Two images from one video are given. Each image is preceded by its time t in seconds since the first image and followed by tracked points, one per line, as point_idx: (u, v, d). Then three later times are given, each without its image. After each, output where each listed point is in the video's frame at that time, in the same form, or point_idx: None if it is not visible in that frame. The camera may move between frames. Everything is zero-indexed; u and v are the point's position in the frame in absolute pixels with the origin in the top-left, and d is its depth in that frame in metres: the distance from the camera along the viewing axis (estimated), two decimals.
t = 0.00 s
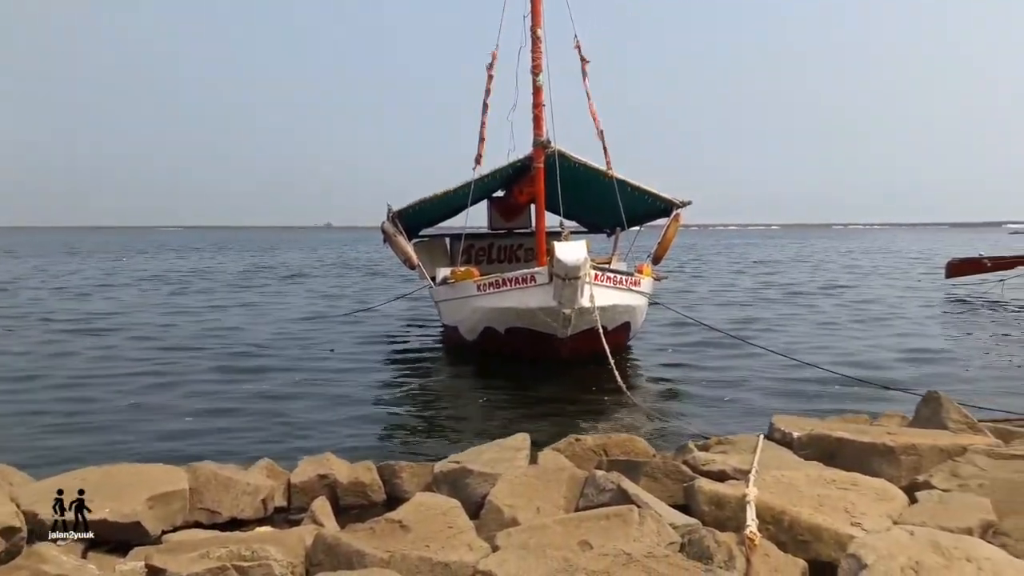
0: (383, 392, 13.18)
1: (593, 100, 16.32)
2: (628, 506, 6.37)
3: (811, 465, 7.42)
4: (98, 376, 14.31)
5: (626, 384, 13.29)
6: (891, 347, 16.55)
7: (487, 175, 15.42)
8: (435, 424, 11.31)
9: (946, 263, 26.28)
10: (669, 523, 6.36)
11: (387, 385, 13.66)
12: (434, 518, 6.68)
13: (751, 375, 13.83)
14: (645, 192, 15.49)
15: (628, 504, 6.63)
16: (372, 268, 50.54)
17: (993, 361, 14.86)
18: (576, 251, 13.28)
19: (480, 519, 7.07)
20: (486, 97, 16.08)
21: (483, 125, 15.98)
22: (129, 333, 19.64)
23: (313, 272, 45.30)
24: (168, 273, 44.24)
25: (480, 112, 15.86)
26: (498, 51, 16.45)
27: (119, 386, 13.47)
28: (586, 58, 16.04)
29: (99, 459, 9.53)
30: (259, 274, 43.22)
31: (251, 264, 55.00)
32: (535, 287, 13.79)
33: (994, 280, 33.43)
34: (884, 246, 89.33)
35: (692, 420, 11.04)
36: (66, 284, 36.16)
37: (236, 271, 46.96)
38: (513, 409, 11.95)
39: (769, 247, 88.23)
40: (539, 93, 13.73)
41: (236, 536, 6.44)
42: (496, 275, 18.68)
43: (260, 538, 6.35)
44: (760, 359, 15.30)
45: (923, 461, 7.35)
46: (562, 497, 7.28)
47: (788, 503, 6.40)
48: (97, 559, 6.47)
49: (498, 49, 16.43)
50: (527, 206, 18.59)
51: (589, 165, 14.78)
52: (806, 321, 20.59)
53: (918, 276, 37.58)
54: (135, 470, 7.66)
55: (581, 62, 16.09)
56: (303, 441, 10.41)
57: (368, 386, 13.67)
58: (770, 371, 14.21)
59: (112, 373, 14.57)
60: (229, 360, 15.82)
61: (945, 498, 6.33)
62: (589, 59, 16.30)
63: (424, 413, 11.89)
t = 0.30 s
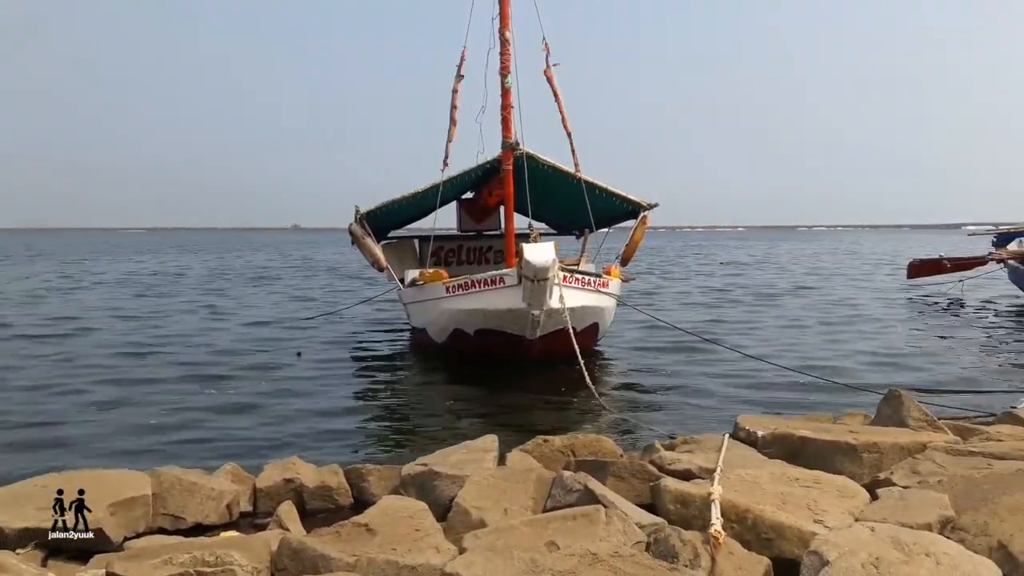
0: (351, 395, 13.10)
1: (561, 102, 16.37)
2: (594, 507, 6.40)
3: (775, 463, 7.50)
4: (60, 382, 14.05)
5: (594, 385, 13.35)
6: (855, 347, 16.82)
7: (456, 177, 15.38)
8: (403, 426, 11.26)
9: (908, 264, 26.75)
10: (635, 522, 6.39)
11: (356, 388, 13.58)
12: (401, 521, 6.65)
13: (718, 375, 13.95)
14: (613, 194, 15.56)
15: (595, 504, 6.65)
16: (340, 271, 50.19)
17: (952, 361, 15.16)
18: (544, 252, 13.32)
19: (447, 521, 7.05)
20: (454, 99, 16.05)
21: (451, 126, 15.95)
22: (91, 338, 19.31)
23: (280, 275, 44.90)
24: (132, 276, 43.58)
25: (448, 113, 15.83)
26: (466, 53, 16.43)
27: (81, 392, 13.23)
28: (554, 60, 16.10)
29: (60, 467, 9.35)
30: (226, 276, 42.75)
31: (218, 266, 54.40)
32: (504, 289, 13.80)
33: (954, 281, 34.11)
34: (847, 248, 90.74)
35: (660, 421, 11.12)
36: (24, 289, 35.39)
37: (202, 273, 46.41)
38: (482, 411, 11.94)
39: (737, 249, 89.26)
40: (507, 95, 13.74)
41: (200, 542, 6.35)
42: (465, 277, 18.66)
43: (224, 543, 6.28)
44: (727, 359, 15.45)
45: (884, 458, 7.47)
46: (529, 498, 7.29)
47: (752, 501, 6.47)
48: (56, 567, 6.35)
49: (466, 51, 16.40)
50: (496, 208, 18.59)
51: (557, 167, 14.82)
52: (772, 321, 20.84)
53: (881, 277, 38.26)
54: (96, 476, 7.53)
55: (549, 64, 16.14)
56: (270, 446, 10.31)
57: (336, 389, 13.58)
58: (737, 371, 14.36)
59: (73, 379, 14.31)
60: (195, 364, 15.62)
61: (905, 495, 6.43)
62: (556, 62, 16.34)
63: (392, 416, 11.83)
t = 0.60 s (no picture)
0: (331, 395, 13.05)
1: (540, 100, 16.39)
2: (573, 504, 6.41)
3: (752, 459, 7.55)
4: (34, 385, 13.89)
5: (574, 384, 13.39)
6: (832, 345, 16.99)
7: (435, 175, 15.35)
8: (382, 426, 11.23)
9: (884, 262, 27.02)
10: (613, 519, 6.42)
11: (334, 389, 13.53)
12: (380, 521, 6.63)
13: (696, 373, 14.03)
14: (592, 193, 15.61)
15: (573, 501, 6.67)
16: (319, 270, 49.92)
17: (927, 357, 15.34)
18: (524, 251, 13.34)
19: (427, 520, 7.04)
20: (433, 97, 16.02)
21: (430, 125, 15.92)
22: (66, 339, 19.09)
23: (258, 274, 44.59)
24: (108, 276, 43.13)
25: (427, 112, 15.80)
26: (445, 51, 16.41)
27: (55, 395, 13.09)
28: (533, 58, 16.13)
29: (34, 470, 9.24)
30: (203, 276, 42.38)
31: (195, 266, 53.92)
32: (483, 288, 13.81)
33: (929, 278, 34.52)
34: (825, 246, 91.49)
35: (639, 419, 11.16)
36: None
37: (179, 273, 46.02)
38: (462, 410, 11.93)
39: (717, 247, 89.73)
40: (486, 94, 13.73)
41: (177, 543, 6.31)
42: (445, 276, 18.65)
43: (201, 544, 6.23)
44: (706, 357, 15.55)
45: (859, 453, 7.54)
46: (508, 496, 7.30)
47: (730, 497, 6.51)
48: (30, 570, 6.27)
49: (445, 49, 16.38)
50: (476, 206, 18.59)
51: (537, 166, 14.84)
52: (750, 319, 20.99)
53: (857, 275, 38.65)
54: (70, 478, 7.46)
55: (528, 62, 16.15)
56: (248, 447, 10.25)
57: (314, 389, 13.52)
58: (715, 369, 14.44)
59: (48, 382, 14.15)
60: (172, 365, 15.50)
61: (879, 490, 6.50)
62: (535, 60, 16.36)
63: (371, 416, 11.79)
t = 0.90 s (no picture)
0: (295, 393, 12.96)
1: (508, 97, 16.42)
2: (537, 499, 6.44)
3: (713, 454, 7.66)
4: None
5: (540, 380, 13.43)
6: (793, 342, 17.26)
7: (401, 171, 15.29)
8: (347, 424, 11.18)
9: (844, 260, 27.50)
10: (577, 514, 6.46)
11: (299, 387, 13.43)
12: (342, 519, 6.60)
13: (661, 370, 14.16)
14: (559, 190, 15.67)
15: (537, 497, 6.71)
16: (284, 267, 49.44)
17: (885, 354, 15.65)
18: (490, 248, 13.36)
19: (391, 517, 7.03)
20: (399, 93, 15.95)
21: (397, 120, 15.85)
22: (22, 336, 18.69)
23: (221, 270, 44.03)
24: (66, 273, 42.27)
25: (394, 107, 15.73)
26: (411, 47, 16.34)
27: (11, 393, 12.82)
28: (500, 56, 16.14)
29: None
30: (164, 272, 41.71)
31: (156, 262, 53.03)
32: (450, 285, 13.81)
33: (887, 276, 35.21)
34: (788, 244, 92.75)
35: (603, 415, 11.24)
36: None
37: (140, 269, 45.29)
38: (428, 407, 11.92)
39: (682, 245, 90.55)
40: (453, 90, 13.70)
41: (136, 542, 6.22)
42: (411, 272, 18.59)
43: (160, 543, 6.15)
44: (670, 354, 15.71)
45: (818, 448, 7.68)
46: (473, 492, 7.31)
47: (691, 491, 6.59)
48: None
49: (412, 44, 16.30)
50: (442, 203, 18.54)
51: (504, 163, 14.86)
52: (714, 317, 21.23)
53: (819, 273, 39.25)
54: (25, 478, 7.35)
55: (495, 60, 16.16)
56: (210, 445, 10.14)
57: (278, 387, 13.40)
58: (679, 365, 14.60)
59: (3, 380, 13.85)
60: (132, 363, 15.27)
61: (836, 483, 6.62)
62: (503, 58, 16.37)
63: (336, 414, 11.73)
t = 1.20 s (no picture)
0: (262, 394, 12.80)
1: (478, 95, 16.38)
2: (506, 499, 6.41)
3: (681, 452, 7.68)
4: None
5: (510, 380, 13.40)
6: (761, 341, 17.42)
7: (370, 169, 15.17)
8: (315, 425, 11.07)
9: (811, 260, 27.81)
10: (545, 513, 6.44)
11: (266, 387, 13.27)
12: (309, 521, 6.52)
13: (631, 369, 14.20)
14: (529, 189, 15.66)
15: (506, 497, 6.68)
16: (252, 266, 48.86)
17: (851, 353, 15.84)
18: (460, 247, 13.31)
19: (358, 519, 6.96)
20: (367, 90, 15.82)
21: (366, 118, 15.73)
22: None
23: (188, 269, 43.40)
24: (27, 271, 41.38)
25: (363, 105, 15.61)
26: (380, 44, 16.22)
27: None
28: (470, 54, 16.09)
29: None
30: (128, 271, 41.06)
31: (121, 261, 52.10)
32: (419, 283, 13.74)
33: (853, 276, 35.67)
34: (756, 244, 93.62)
35: (573, 414, 11.25)
36: None
37: (104, 267, 44.47)
38: (397, 408, 11.83)
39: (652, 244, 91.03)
40: (422, 88, 13.62)
41: (97, 546, 6.10)
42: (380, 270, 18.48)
43: (122, 547, 6.03)
44: (639, 353, 15.78)
45: (784, 446, 7.74)
46: (441, 493, 7.26)
47: (658, 489, 6.61)
48: None
49: (381, 41, 16.19)
50: (412, 201, 18.43)
51: (474, 162, 14.81)
52: (683, 316, 21.36)
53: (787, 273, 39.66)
54: None
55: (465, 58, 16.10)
56: (174, 447, 9.98)
57: (244, 387, 13.23)
58: (649, 364, 14.66)
59: None
60: (95, 364, 14.98)
61: (802, 481, 6.68)
62: (472, 56, 16.32)
63: (304, 415, 11.61)
